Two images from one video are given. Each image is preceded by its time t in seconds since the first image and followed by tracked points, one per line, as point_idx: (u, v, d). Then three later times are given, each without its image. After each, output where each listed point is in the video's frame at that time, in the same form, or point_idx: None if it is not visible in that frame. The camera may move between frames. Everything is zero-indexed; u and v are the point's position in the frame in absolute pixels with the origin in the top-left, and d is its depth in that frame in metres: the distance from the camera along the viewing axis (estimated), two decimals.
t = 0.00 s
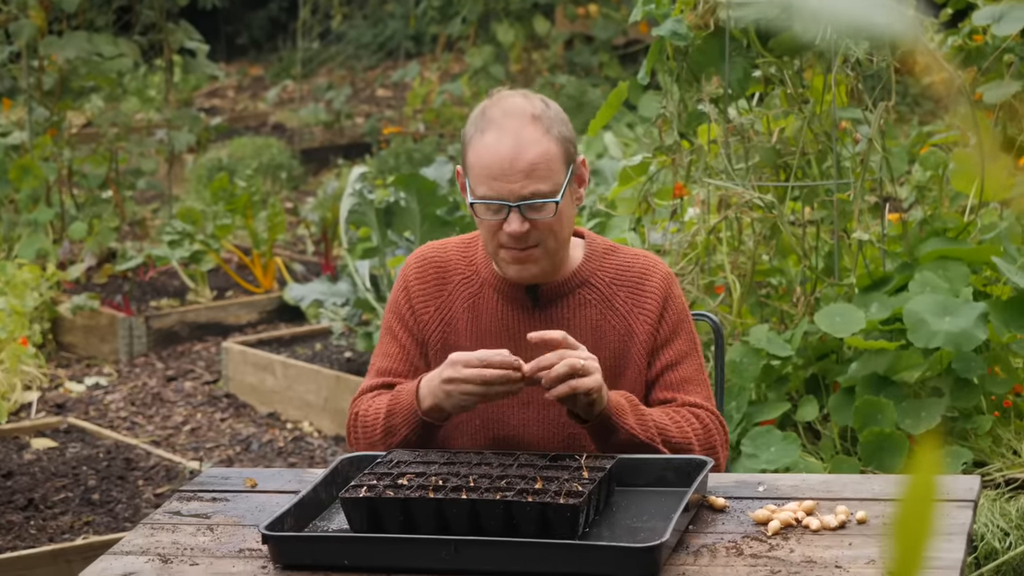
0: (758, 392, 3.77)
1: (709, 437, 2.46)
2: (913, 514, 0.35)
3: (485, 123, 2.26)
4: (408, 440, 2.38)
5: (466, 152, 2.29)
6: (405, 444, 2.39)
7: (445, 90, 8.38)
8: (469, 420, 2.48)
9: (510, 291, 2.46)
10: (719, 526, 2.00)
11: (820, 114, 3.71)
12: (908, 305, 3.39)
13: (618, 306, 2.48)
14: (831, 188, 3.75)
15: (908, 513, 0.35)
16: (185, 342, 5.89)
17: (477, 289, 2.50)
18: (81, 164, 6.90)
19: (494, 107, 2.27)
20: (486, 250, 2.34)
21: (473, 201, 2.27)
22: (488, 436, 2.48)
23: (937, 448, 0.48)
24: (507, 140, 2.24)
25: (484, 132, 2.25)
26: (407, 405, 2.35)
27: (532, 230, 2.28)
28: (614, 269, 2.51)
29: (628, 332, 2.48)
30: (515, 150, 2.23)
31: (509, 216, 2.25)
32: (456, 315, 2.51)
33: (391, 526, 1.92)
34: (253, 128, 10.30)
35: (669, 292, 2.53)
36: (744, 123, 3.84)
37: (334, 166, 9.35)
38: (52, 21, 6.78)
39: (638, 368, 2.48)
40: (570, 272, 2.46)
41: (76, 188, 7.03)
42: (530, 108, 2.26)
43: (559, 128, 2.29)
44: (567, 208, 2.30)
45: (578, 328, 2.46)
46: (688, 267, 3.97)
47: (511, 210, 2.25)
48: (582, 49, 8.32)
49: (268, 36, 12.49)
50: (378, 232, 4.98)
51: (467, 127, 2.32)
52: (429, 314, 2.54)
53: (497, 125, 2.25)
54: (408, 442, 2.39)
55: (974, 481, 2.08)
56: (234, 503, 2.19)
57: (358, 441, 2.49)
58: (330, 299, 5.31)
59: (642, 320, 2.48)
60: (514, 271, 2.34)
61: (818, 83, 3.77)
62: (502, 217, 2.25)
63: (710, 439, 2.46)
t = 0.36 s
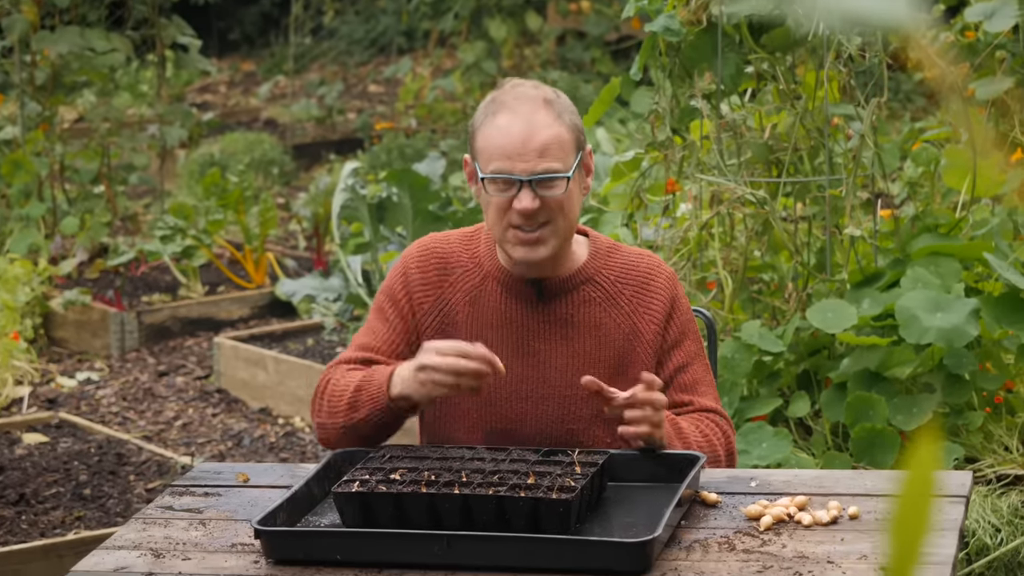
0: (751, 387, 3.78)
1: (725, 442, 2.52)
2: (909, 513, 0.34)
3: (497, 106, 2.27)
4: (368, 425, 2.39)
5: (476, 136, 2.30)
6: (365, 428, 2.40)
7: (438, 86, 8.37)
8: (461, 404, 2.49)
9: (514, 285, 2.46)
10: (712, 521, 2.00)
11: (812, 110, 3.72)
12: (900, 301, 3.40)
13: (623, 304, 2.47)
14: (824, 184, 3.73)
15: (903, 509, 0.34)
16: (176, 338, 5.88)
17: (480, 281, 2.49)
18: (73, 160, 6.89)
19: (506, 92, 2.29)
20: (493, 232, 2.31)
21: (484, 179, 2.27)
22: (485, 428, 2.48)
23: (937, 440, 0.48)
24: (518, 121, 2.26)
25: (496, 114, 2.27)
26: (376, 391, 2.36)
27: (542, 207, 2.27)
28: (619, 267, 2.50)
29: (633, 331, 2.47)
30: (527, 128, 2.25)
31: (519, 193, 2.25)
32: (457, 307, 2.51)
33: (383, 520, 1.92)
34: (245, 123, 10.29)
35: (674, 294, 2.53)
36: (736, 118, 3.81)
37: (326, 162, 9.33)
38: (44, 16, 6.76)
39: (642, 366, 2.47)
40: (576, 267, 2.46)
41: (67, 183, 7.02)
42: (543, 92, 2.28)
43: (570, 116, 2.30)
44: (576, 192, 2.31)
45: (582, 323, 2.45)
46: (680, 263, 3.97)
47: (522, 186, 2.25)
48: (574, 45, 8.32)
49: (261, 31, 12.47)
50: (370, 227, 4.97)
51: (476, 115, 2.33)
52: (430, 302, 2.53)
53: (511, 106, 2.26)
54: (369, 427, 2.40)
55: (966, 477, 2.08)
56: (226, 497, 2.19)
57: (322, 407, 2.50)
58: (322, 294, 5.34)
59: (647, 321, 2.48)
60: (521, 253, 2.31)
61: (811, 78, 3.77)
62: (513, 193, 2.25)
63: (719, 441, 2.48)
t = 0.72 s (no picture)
0: (743, 384, 3.79)
1: (714, 443, 2.47)
2: (899, 510, 0.34)
3: (517, 108, 2.25)
4: (375, 405, 2.22)
5: (492, 134, 2.28)
6: (370, 407, 2.23)
7: (430, 83, 8.36)
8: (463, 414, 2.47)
9: (519, 277, 2.45)
10: (703, 518, 2.00)
11: (804, 107, 3.71)
12: (892, 299, 3.40)
13: (626, 300, 2.48)
14: (816, 180, 3.76)
15: (893, 508, 0.34)
16: (169, 334, 5.87)
17: (485, 273, 2.49)
18: (65, 156, 6.87)
19: (526, 92, 2.26)
20: (504, 233, 2.33)
21: (498, 183, 2.26)
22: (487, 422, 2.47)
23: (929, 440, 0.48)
24: (537, 124, 2.23)
25: (516, 116, 2.24)
26: (407, 384, 2.16)
27: (555, 216, 2.28)
28: (622, 263, 2.51)
29: (634, 328, 2.48)
30: (545, 134, 2.23)
31: (533, 202, 2.26)
32: (462, 296, 2.50)
33: (375, 518, 1.92)
34: (238, 120, 10.27)
35: (674, 291, 2.54)
36: (729, 116, 3.82)
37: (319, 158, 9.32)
38: (36, 13, 6.75)
39: (642, 362, 2.48)
40: (580, 263, 2.46)
41: (59, 180, 7.01)
42: (563, 96, 2.25)
43: (588, 119, 2.28)
44: (589, 200, 2.31)
45: (584, 318, 2.46)
46: (673, 261, 3.98)
47: (536, 195, 2.25)
48: (567, 42, 8.32)
49: (253, 28, 12.44)
50: (362, 224, 4.96)
51: (494, 110, 2.30)
52: (435, 289, 2.51)
53: (530, 110, 2.24)
54: (374, 407, 2.22)
55: (958, 474, 2.08)
56: (218, 494, 2.18)
57: (329, 353, 2.34)
58: (314, 291, 5.33)
59: (648, 317, 2.49)
60: (529, 258, 2.34)
61: (803, 75, 3.77)
62: (527, 201, 2.26)
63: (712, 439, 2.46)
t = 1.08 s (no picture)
0: (739, 382, 3.80)
1: (711, 446, 2.48)
2: (884, 506, 0.34)
3: (526, 106, 2.25)
4: (389, 378, 2.20)
5: (501, 132, 2.28)
6: (383, 380, 2.21)
7: (425, 82, 8.35)
8: (464, 413, 2.46)
9: (524, 277, 2.45)
10: (698, 517, 2.00)
11: (799, 106, 3.71)
12: (887, 297, 3.41)
13: (629, 303, 2.48)
14: (811, 179, 3.75)
15: (879, 505, 0.34)
16: (165, 334, 5.86)
17: (490, 272, 2.48)
18: (60, 156, 6.87)
19: (537, 90, 2.26)
20: (510, 231, 2.33)
21: (506, 181, 2.26)
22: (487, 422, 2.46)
23: (918, 439, 0.48)
24: (546, 123, 2.23)
25: (525, 114, 2.24)
26: (425, 357, 2.16)
27: (562, 216, 2.28)
28: (626, 266, 2.51)
29: (637, 331, 2.48)
30: (554, 133, 2.23)
31: (540, 199, 2.26)
32: (467, 294, 2.49)
33: (371, 517, 1.92)
34: (233, 119, 10.26)
35: (676, 295, 2.54)
36: (723, 114, 3.83)
37: (314, 158, 9.31)
38: (30, 13, 6.74)
39: (643, 365, 2.48)
40: (585, 264, 2.46)
41: (55, 180, 7.00)
42: (574, 96, 2.26)
43: (598, 120, 2.28)
44: (597, 200, 2.31)
45: (587, 320, 2.46)
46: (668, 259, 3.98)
47: (544, 193, 2.25)
48: (562, 41, 8.32)
49: (248, 28, 12.43)
50: (357, 224, 4.95)
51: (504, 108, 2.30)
52: (440, 285, 2.50)
53: (540, 107, 2.24)
54: (387, 380, 2.21)
55: (954, 472, 2.08)
56: (213, 494, 2.18)
57: (339, 330, 2.33)
58: (310, 291, 5.32)
59: (651, 320, 2.49)
60: (536, 256, 2.33)
61: (798, 74, 3.75)
62: (534, 199, 2.26)
63: (709, 444, 2.47)
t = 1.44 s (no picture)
0: (738, 381, 3.79)
1: (714, 449, 2.49)
2: (879, 502, 0.35)
3: (528, 92, 2.31)
4: (404, 380, 2.20)
5: (503, 121, 2.33)
6: (398, 382, 2.21)
7: (424, 82, 8.35)
8: (467, 413, 2.47)
9: (530, 277, 2.45)
10: (698, 515, 2.00)
11: (798, 104, 3.71)
12: (886, 296, 3.41)
13: (634, 305, 2.48)
14: (810, 177, 3.75)
15: (873, 501, 0.34)
16: (164, 334, 5.86)
17: (496, 272, 2.48)
18: (59, 157, 6.87)
19: (536, 81, 2.33)
20: (513, 216, 2.31)
21: (508, 160, 2.29)
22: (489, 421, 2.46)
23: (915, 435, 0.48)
24: (547, 103, 2.29)
25: (527, 98, 2.30)
26: (441, 360, 2.15)
27: (564, 192, 2.28)
28: (631, 268, 2.51)
29: (641, 334, 2.48)
30: (555, 112, 2.28)
31: (543, 174, 2.27)
32: (473, 294, 2.49)
33: (369, 517, 1.92)
34: (232, 120, 10.26)
35: (681, 298, 2.54)
36: (723, 113, 3.84)
37: (313, 158, 9.31)
38: (29, 13, 6.74)
39: (648, 368, 2.48)
40: (591, 265, 2.46)
41: (54, 181, 7.00)
42: (574, 82, 2.34)
43: (597, 109, 2.35)
44: (599, 184, 2.33)
45: (592, 322, 2.46)
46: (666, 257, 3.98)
47: (547, 168, 2.27)
48: (560, 40, 8.32)
49: (246, 28, 12.43)
50: (356, 223, 4.94)
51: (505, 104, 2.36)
52: (446, 284, 2.50)
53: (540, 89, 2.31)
54: (400, 383, 2.21)
55: (954, 469, 2.08)
56: (212, 494, 2.18)
57: (349, 328, 2.32)
58: (309, 291, 5.32)
59: (656, 323, 2.49)
60: (540, 237, 2.28)
61: (796, 72, 3.74)
62: (536, 174, 2.27)
63: (711, 446, 2.48)
